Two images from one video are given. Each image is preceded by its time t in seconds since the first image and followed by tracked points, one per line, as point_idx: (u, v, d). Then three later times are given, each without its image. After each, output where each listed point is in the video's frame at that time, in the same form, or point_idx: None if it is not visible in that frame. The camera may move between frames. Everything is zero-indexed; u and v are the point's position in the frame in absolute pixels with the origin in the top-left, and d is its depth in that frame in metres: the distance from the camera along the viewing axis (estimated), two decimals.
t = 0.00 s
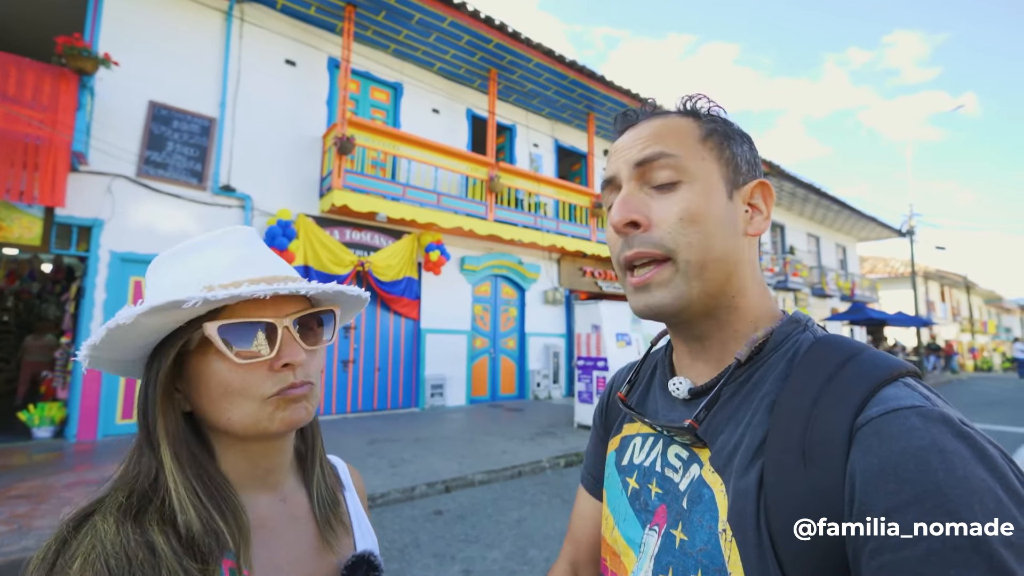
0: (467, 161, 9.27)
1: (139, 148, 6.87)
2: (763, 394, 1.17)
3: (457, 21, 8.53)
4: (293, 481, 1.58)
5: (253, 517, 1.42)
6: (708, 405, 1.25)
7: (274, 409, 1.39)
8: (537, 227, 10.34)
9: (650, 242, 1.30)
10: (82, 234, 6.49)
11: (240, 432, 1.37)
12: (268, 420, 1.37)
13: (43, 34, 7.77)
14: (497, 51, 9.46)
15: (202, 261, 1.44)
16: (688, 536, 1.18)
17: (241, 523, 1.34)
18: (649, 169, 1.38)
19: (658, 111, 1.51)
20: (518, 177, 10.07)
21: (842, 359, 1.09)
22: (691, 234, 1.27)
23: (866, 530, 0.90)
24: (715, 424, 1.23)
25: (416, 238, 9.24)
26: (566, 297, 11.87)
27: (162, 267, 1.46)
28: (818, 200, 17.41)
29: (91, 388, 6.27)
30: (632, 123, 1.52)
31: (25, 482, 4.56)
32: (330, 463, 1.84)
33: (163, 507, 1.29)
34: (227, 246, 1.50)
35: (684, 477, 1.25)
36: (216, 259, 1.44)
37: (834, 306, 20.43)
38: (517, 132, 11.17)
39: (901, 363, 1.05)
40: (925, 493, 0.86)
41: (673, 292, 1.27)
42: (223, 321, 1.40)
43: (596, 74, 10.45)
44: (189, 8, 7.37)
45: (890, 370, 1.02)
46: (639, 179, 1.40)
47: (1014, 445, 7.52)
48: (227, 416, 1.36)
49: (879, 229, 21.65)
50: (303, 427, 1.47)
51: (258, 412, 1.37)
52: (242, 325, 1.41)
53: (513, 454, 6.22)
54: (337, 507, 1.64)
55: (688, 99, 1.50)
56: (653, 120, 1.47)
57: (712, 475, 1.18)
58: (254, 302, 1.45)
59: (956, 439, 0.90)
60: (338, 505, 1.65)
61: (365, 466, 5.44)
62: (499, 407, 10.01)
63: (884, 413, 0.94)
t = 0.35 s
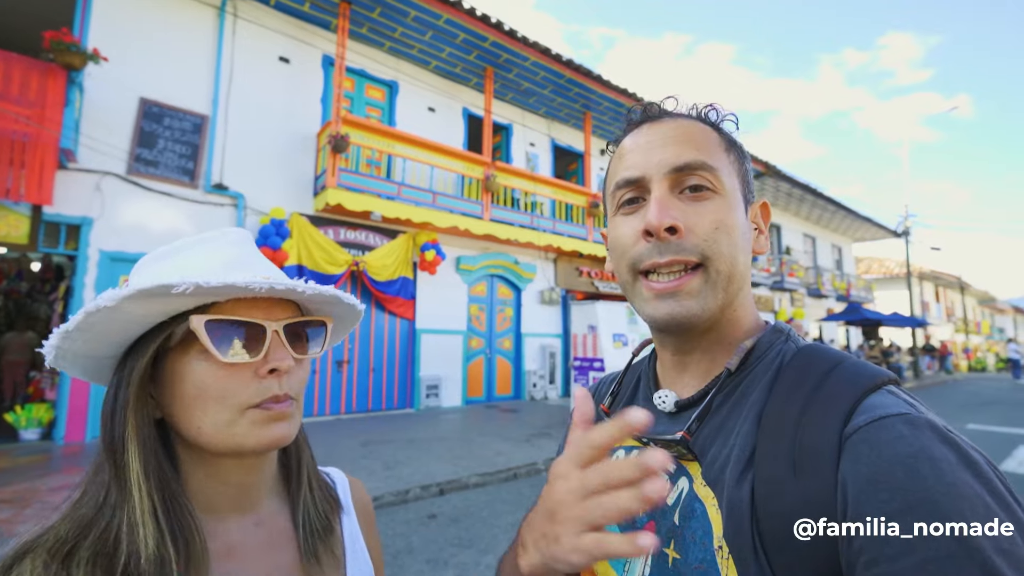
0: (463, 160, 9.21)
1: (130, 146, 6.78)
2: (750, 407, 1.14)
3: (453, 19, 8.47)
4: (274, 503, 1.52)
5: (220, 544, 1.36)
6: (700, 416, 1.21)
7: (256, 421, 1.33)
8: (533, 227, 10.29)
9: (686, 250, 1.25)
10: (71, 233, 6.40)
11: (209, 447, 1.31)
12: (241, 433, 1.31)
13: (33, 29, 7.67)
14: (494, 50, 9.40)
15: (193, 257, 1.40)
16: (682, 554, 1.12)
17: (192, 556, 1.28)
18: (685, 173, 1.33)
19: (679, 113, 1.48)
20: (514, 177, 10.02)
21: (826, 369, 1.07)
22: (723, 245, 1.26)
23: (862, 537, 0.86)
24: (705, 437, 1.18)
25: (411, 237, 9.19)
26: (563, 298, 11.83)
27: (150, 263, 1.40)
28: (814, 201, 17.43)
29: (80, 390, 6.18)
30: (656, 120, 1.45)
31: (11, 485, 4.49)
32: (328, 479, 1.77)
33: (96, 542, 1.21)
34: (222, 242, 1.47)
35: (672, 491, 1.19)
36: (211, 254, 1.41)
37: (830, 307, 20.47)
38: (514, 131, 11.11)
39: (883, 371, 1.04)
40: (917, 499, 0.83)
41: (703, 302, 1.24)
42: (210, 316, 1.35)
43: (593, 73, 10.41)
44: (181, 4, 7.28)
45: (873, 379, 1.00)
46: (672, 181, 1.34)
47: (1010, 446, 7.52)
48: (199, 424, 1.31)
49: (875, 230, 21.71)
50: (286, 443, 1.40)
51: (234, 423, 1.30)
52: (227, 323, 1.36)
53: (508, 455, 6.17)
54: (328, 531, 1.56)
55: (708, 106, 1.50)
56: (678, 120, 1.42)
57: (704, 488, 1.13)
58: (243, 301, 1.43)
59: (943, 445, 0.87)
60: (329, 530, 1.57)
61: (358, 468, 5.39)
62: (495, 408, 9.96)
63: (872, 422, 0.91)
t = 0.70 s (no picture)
0: (460, 160, 9.19)
1: (125, 146, 6.75)
2: (742, 408, 1.12)
3: (450, 19, 8.46)
4: (235, 505, 1.48)
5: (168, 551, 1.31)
6: (696, 419, 1.19)
7: (245, 424, 1.31)
8: (531, 227, 10.28)
9: (673, 256, 1.24)
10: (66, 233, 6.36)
11: (194, 443, 1.29)
12: (220, 429, 1.28)
13: (28, 28, 7.63)
14: (491, 50, 9.40)
15: (230, 250, 1.42)
16: (677, 557, 1.11)
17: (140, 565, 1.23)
18: (670, 180, 1.32)
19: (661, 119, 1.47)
20: (512, 177, 10.02)
21: (818, 369, 1.05)
22: (709, 250, 1.24)
23: (859, 536, 0.85)
24: (700, 439, 1.17)
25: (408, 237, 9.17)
26: (560, 298, 11.81)
27: (168, 249, 1.38)
28: (812, 201, 17.47)
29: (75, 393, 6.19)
30: (640, 126, 1.44)
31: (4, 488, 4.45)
32: (298, 481, 1.73)
33: (24, 546, 1.19)
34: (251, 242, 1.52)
35: (666, 494, 1.19)
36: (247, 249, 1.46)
37: (828, 307, 20.50)
38: (512, 132, 11.10)
39: (873, 370, 1.02)
40: (912, 497, 0.82)
41: (689, 308, 1.22)
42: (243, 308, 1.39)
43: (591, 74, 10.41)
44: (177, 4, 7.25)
45: (864, 378, 0.99)
46: (658, 188, 1.32)
47: (1007, 447, 7.53)
48: (189, 413, 1.28)
49: (872, 231, 21.76)
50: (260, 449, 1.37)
51: (225, 417, 1.28)
52: (253, 321, 1.40)
53: (506, 456, 6.15)
54: (294, 533, 1.54)
55: (692, 112, 1.46)
56: (661, 127, 1.41)
57: (700, 490, 1.11)
58: (261, 302, 1.50)
59: (934, 443, 0.85)
60: (295, 532, 1.54)
61: (355, 470, 5.36)
62: (493, 409, 9.93)
63: (865, 420, 0.90)
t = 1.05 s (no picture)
0: (460, 160, 9.19)
1: (124, 145, 6.74)
2: (750, 414, 1.13)
3: (450, 18, 8.45)
4: (228, 509, 1.49)
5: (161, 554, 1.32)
6: (702, 423, 1.20)
7: (243, 425, 1.32)
8: (530, 227, 10.28)
9: (674, 259, 1.24)
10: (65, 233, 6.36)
11: (192, 445, 1.30)
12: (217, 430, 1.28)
13: (27, 28, 7.62)
14: (490, 50, 9.40)
15: (222, 255, 1.42)
16: (683, 561, 1.12)
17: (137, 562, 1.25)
18: (676, 185, 1.32)
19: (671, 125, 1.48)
20: (511, 177, 10.03)
21: (826, 374, 1.05)
22: (712, 254, 1.25)
23: (864, 541, 0.85)
24: (707, 444, 1.17)
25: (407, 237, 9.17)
26: (559, 298, 11.82)
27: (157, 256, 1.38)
28: (811, 202, 17.51)
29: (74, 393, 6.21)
30: (648, 133, 1.45)
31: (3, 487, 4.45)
32: (289, 485, 1.75)
33: (26, 549, 1.19)
34: (243, 248, 1.52)
35: (673, 499, 1.19)
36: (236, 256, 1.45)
37: (827, 307, 20.55)
38: (511, 131, 11.10)
39: (881, 376, 1.02)
40: (917, 504, 0.83)
41: (690, 309, 1.22)
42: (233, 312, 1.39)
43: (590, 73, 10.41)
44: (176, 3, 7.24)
45: (872, 385, 0.99)
46: (662, 193, 1.33)
47: (1005, 447, 7.55)
48: (185, 415, 1.28)
49: (871, 231, 21.81)
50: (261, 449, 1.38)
51: (223, 419, 1.29)
52: (242, 325, 1.40)
53: (505, 456, 6.16)
54: (287, 540, 1.54)
55: (703, 118, 1.47)
56: (669, 133, 1.42)
57: (706, 496, 1.12)
58: (252, 305, 1.49)
59: (940, 451, 0.87)
60: (288, 538, 1.54)
61: (354, 469, 5.37)
62: (492, 408, 9.94)
63: (871, 427, 0.90)
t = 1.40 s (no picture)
0: (458, 160, 9.20)
1: (122, 146, 6.74)
2: (780, 423, 1.14)
3: (448, 20, 8.46)
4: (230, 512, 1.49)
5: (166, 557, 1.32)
6: (731, 433, 1.21)
7: (237, 426, 1.32)
8: (529, 228, 10.29)
9: (651, 287, 1.28)
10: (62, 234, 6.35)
11: (189, 449, 1.31)
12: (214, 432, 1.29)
13: (24, 29, 7.61)
14: (488, 51, 9.41)
15: (205, 257, 1.42)
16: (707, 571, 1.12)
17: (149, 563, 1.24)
18: (647, 210, 1.34)
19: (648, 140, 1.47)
20: (509, 178, 10.04)
21: (859, 385, 1.06)
22: (689, 275, 1.26)
23: (903, 558, 0.86)
24: (735, 452, 1.19)
25: (405, 238, 9.18)
26: (557, 298, 11.84)
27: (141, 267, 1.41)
28: (808, 202, 17.57)
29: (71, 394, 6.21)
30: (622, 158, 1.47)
31: None
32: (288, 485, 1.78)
33: (43, 553, 1.20)
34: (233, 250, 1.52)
35: (698, 508, 1.20)
36: (218, 259, 1.44)
37: (824, 308, 20.61)
38: (509, 132, 11.11)
39: (918, 388, 1.03)
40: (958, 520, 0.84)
41: (674, 334, 1.26)
42: (217, 316, 1.39)
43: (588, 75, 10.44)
44: (174, 4, 7.24)
45: (910, 397, 0.99)
46: (636, 221, 1.36)
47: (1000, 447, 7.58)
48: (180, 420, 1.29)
49: (868, 232, 21.89)
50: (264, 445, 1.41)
51: (216, 423, 1.30)
52: (229, 327, 1.39)
53: (503, 457, 6.17)
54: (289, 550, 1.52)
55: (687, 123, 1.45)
56: (639, 155, 1.43)
57: (733, 505, 1.14)
58: (242, 307, 1.49)
59: (983, 466, 0.88)
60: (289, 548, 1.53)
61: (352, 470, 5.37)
62: (490, 409, 9.95)
63: (910, 440, 0.91)
